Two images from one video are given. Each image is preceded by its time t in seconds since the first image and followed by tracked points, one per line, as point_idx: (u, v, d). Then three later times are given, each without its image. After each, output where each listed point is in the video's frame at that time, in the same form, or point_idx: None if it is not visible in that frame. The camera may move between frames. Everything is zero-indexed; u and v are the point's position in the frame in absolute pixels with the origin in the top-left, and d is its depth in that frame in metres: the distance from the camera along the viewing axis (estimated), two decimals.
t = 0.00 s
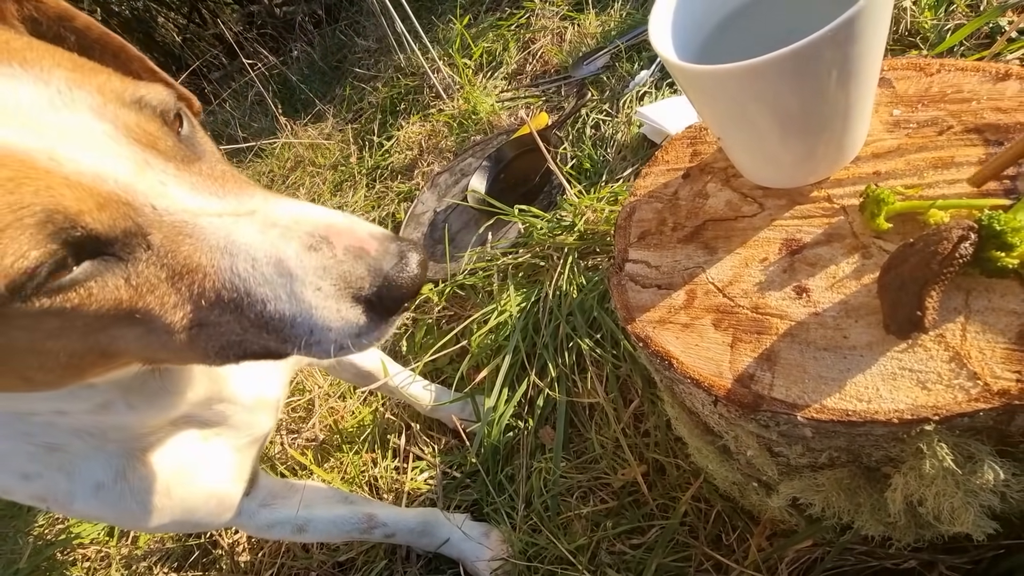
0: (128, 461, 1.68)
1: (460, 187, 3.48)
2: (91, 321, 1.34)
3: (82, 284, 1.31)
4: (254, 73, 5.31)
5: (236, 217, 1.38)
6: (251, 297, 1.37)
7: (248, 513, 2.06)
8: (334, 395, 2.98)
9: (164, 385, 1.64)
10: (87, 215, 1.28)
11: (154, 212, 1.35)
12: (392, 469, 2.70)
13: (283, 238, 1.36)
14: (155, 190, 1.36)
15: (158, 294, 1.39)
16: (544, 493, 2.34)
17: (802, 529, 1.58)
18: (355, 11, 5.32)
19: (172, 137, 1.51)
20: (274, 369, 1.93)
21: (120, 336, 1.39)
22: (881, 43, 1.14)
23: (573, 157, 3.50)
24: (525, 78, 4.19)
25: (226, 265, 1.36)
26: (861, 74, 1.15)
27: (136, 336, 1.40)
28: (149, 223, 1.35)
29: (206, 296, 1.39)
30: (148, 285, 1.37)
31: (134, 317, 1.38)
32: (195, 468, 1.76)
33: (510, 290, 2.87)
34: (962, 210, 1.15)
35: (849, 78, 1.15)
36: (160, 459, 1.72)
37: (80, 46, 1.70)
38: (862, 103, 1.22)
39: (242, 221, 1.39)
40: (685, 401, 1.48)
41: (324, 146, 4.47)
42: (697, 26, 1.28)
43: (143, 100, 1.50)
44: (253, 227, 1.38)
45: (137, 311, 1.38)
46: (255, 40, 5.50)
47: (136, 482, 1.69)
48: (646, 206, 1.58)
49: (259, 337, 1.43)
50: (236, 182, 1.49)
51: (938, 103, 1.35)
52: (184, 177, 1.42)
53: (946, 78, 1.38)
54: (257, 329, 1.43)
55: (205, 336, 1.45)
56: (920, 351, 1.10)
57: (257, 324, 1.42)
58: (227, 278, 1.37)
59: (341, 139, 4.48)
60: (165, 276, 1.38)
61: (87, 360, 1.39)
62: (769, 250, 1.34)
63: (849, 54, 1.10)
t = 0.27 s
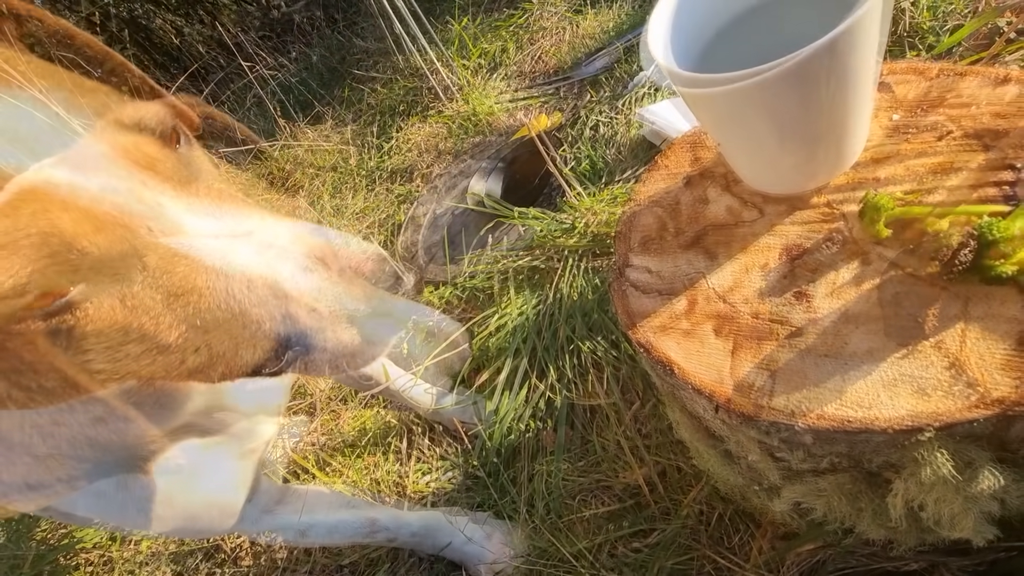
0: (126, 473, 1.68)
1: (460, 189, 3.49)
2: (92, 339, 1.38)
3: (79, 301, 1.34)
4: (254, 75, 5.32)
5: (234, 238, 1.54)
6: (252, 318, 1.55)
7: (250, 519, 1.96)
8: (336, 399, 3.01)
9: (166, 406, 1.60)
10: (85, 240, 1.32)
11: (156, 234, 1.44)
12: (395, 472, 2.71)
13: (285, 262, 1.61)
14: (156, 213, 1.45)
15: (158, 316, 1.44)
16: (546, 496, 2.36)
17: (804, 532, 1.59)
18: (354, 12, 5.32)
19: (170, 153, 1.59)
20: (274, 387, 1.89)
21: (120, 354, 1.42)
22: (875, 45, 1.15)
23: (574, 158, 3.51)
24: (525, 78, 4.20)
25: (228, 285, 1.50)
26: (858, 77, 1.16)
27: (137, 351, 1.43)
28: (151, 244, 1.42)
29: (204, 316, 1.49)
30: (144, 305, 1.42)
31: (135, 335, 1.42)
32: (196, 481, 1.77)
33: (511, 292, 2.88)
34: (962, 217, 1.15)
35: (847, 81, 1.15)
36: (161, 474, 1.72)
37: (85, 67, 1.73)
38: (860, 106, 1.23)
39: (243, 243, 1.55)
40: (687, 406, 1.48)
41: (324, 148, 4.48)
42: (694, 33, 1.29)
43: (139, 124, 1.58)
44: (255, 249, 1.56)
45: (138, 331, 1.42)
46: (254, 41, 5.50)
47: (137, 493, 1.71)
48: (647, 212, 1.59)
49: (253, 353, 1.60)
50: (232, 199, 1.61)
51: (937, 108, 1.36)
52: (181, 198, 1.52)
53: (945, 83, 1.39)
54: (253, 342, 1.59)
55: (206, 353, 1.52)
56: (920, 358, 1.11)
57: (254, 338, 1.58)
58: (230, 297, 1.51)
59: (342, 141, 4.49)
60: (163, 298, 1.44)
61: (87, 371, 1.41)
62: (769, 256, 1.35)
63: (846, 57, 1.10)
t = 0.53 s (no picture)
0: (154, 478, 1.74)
1: (478, 190, 3.56)
2: (97, 342, 1.35)
3: (83, 305, 1.34)
4: (278, 82, 5.48)
5: (230, 227, 1.50)
6: (246, 310, 1.42)
7: (284, 517, 2.18)
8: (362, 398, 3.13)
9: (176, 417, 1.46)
10: (88, 248, 1.38)
11: (153, 232, 1.44)
12: (419, 469, 2.81)
13: (285, 254, 1.55)
14: (156, 212, 1.48)
15: (150, 309, 1.35)
16: (564, 492, 2.42)
17: (813, 529, 1.62)
18: (372, 16, 5.44)
19: (173, 156, 1.66)
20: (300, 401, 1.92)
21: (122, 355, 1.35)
22: (869, 49, 1.16)
23: (588, 157, 3.53)
24: (540, 77, 4.23)
25: (217, 274, 1.41)
26: (852, 81, 1.17)
27: (137, 350, 1.35)
28: (147, 241, 1.42)
29: (205, 313, 1.37)
30: (134, 301, 1.35)
31: (133, 337, 1.35)
32: (234, 486, 1.86)
33: (528, 293, 2.94)
34: (958, 219, 1.16)
35: (840, 86, 1.16)
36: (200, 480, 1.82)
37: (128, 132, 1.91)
38: (857, 110, 1.24)
39: (240, 234, 1.50)
40: (693, 407, 1.52)
41: (346, 152, 4.60)
42: (689, 50, 1.35)
43: (153, 141, 1.73)
44: (251, 240, 1.51)
45: (137, 330, 1.35)
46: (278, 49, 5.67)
47: (182, 498, 1.83)
48: (652, 217, 1.62)
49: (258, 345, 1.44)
50: (233, 190, 1.60)
51: (937, 110, 1.37)
52: (180, 194, 1.54)
53: (945, 85, 1.41)
54: (253, 337, 1.43)
55: (206, 349, 1.37)
56: (914, 361, 1.13)
57: (253, 330, 1.43)
58: (220, 285, 1.40)
59: (363, 145, 4.61)
60: (148, 295, 1.35)
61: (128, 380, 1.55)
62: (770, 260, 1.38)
63: (839, 62, 1.11)
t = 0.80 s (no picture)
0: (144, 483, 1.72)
1: (477, 192, 3.54)
2: (78, 347, 1.33)
3: (65, 307, 1.32)
4: (277, 83, 5.47)
5: (216, 225, 1.48)
6: (230, 310, 1.39)
7: (281, 521, 2.17)
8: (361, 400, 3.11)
9: (166, 423, 1.44)
10: (67, 248, 1.36)
11: (136, 231, 1.42)
12: (417, 472, 2.80)
13: (272, 253, 1.52)
14: (140, 210, 1.46)
15: (133, 311, 1.33)
16: (563, 496, 2.41)
17: (813, 536, 1.61)
18: (371, 16, 5.43)
19: (157, 153, 1.63)
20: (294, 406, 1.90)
21: (104, 359, 1.33)
22: (872, 51, 1.14)
23: (588, 159, 3.52)
24: (539, 79, 4.22)
25: (202, 274, 1.39)
26: (853, 82, 1.15)
27: (119, 352, 1.33)
28: (129, 240, 1.39)
29: (191, 313, 1.35)
30: (115, 303, 1.33)
31: (115, 340, 1.33)
32: (229, 490, 1.85)
33: (527, 295, 2.93)
34: (961, 224, 1.16)
35: (841, 88, 1.15)
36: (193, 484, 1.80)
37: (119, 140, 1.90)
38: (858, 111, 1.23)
39: (226, 232, 1.48)
40: (693, 412, 1.51)
41: (345, 153, 4.58)
42: (690, 51, 1.33)
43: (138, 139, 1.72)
44: (237, 238, 1.48)
45: (119, 333, 1.33)
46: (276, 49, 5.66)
47: (176, 502, 1.82)
48: (652, 220, 1.61)
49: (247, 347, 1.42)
50: (220, 187, 1.58)
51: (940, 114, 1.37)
52: (164, 192, 1.51)
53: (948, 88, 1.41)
54: (240, 338, 1.41)
55: (192, 351, 1.35)
56: (918, 367, 1.12)
57: (241, 331, 1.40)
58: (205, 284, 1.38)
59: (361, 146, 4.59)
60: (132, 296, 1.33)
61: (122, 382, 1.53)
62: (771, 264, 1.37)
63: (840, 65, 1.10)
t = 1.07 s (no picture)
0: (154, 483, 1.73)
1: (481, 196, 3.57)
2: (88, 348, 1.33)
3: (75, 310, 1.32)
4: (281, 85, 5.49)
5: (227, 222, 1.50)
6: (242, 304, 1.39)
7: (289, 522, 2.19)
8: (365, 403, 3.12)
9: (180, 423, 1.44)
10: (78, 248, 1.37)
11: (147, 228, 1.44)
12: (422, 475, 2.81)
13: (284, 248, 1.54)
14: (151, 208, 1.47)
15: (144, 308, 1.33)
16: (568, 499, 2.42)
17: (819, 540, 1.63)
18: (375, 20, 5.47)
19: (168, 153, 1.65)
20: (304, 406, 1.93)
21: (116, 360, 1.33)
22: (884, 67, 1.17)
23: (592, 165, 3.55)
24: (544, 85, 4.26)
25: (214, 269, 1.40)
26: (867, 93, 1.16)
27: (130, 351, 1.33)
28: (141, 238, 1.41)
29: (203, 308, 1.35)
30: (126, 301, 1.33)
31: (126, 340, 1.33)
32: (240, 490, 1.86)
33: (532, 300, 2.95)
34: (968, 236, 1.19)
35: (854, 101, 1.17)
36: (204, 484, 1.82)
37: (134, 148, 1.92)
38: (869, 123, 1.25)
39: (237, 228, 1.50)
40: (702, 417, 1.53)
41: (348, 156, 4.61)
42: (703, 64, 1.37)
43: (149, 141, 1.74)
44: (249, 234, 1.50)
45: (130, 332, 1.33)
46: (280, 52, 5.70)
47: (187, 502, 1.83)
48: (662, 228, 1.64)
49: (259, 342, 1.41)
50: (230, 184, 1.60)
51: (946, 128, 1.40)
52: (175, 189, 1.53)
53: (953, 103, 1.44)
54: (253, 333, 1.40)
55: (205, 347, 1.35)
56: (926, 375, 1.14)
57: (253, 326, 1.40)
58: (218, 280, 1.39)
59: (365, 149, 4.62)
60: (142, 293, 1.33)
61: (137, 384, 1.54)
62: (781, 273, 1.40)
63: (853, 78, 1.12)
